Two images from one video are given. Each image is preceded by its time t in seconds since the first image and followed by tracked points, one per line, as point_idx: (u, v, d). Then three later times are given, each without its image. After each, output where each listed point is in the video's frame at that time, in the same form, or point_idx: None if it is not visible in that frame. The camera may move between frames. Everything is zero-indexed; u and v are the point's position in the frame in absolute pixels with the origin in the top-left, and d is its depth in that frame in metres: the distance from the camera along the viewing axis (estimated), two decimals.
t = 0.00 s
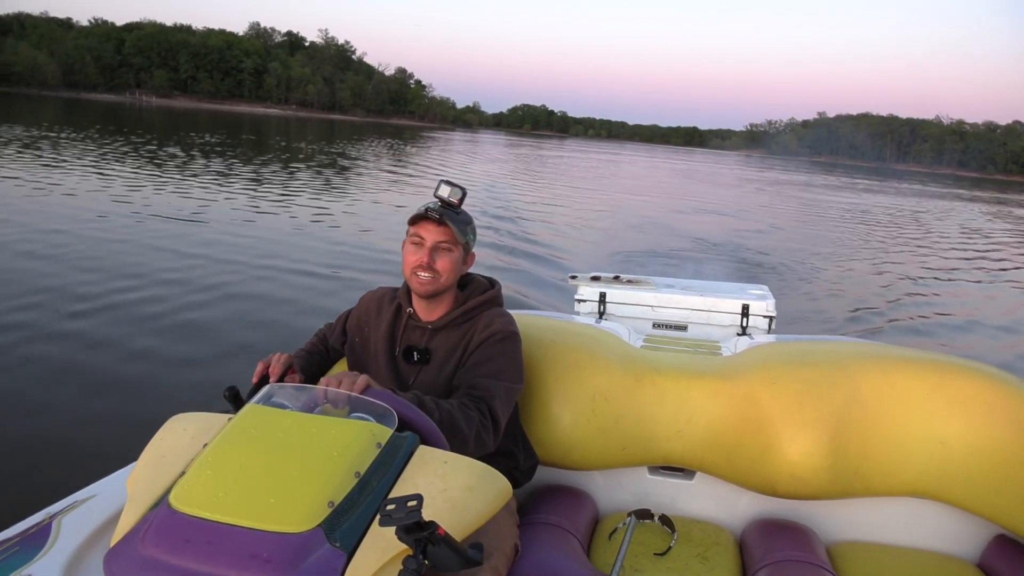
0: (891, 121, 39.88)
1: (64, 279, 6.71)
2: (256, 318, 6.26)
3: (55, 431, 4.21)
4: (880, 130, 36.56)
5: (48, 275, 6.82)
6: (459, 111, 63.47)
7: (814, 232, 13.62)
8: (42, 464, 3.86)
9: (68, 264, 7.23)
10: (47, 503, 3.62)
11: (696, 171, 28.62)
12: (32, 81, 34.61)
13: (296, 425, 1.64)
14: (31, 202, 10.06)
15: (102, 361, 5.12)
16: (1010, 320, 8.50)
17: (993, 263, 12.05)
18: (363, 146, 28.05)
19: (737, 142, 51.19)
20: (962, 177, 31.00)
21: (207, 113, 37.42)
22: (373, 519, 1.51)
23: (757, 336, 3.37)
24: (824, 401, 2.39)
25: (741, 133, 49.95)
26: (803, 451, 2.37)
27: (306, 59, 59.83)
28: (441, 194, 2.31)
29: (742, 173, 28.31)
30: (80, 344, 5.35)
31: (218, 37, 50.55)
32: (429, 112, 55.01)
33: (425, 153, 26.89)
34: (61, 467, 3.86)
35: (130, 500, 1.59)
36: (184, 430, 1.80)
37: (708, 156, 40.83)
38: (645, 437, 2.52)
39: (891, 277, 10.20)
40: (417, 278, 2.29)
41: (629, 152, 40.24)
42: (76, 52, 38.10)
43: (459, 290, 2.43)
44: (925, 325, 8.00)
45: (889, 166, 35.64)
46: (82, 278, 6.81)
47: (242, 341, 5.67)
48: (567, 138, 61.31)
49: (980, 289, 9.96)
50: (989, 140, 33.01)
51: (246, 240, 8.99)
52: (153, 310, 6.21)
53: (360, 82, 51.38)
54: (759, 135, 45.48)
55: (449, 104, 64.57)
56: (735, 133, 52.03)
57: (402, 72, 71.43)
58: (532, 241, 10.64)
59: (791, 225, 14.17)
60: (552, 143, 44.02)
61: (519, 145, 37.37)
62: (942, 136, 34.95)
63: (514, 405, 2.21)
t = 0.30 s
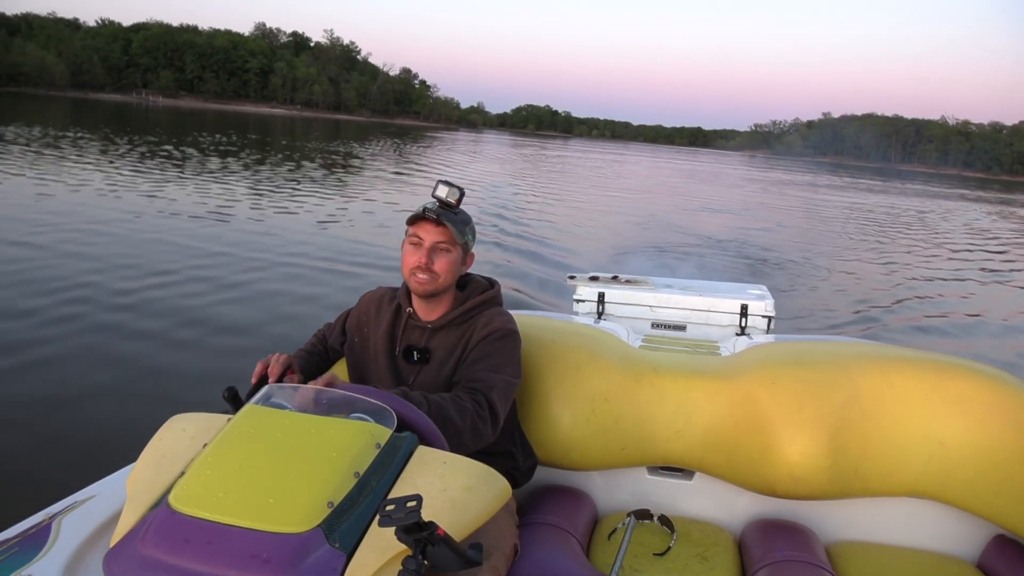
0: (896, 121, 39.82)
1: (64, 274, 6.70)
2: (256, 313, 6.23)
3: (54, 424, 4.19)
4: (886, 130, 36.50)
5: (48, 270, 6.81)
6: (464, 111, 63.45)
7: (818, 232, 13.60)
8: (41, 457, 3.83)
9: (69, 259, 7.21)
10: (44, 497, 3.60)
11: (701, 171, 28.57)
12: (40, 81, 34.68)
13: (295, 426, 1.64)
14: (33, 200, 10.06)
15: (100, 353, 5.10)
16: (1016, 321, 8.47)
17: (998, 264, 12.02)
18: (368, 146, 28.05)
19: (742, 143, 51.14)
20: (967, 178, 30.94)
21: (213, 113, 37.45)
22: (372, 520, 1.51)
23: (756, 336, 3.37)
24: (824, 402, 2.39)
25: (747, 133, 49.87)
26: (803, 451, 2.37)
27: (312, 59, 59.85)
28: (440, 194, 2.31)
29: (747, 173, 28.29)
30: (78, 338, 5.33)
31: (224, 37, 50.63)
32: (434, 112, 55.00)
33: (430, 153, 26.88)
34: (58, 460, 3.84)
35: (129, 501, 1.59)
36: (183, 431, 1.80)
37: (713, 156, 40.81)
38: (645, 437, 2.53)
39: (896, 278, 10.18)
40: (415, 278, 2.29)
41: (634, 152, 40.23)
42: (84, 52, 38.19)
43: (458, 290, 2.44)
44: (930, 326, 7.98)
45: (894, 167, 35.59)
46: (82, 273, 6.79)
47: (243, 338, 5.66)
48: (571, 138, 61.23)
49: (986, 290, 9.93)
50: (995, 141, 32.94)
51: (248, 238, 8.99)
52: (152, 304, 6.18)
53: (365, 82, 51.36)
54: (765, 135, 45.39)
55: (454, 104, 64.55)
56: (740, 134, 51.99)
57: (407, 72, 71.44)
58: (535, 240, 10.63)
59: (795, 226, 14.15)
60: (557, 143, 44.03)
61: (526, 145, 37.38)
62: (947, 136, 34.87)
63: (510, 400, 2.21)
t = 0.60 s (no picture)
0: (904, 122, 39.71)
1: (66, 272, 6.70)
2: (256, 312, 6.20)
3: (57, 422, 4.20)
4: (895, 131, 36.38)
5: (50, 268, 6.81)
6: (471, 111, 63.46)
7: (824, 234, 13.57)
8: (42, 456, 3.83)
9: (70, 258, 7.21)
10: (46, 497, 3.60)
11: (708, 171, 28.54)
12: (50, 81, 34.84)
13: (296, 426, 1.64)
14: (38, 199, 10.09)
15: (99, 353, 5.08)
16: None
17: (1005, 266, 11.96)
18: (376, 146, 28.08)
19: (749, 144, 51.09)
20: (975, 180, 30.84)
21: (222, 113, 37.54)
22: (373, 519, 1.51)
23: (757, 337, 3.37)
24: (824, 402, 2.39)
25: (754, 134, 49.77)
26: (803, 452, 2.37)
27: (320, 59, 59.94)
28: (441, 195, 2.30)
29: (754, 174, 28.26)
30: (77, 335, 5.32)
31: (233, 37, 50.75)
32: (441, 113, 54.99)
33: (438, 153, 26.88)
34: (59, 457, 3.83)
35: (129, 501, 1.58)
36: (183, 430, 1.80)
37: (720, 157, 40.81)
38: (645, 437, 2.52)
39: (903, 280, 10.14)
40: (415, 278, 2.29)
41: (641, 152, 40.26)
42: (94, 52, 38.36)
43: (458, 290, 2.44)
44: (937, 329, 7.94)
45: (902, 168, 35.51)
46: (83, 272, 6.78)
47: (243, 337, 5.65)
48: (578, 139, 61.14)
49: (993, 292, 9.88)
50: (1004, 142, 32.81)
51: (252, 237, 9.00)
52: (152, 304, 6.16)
53: (373, 82, 51.36)
54: (772, 136, 45.32)
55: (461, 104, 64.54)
56: (747, 135, 51.94)
57: (414, 73, 71.49)
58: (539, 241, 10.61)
59: (802, 227, 14.11)
60: (564, 143, 44.08)
61: (533, 146, 37.42)
62: (956, 137, 34.73)
63: (506, 394, 2.20)
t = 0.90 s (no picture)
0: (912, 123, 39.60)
1: (70, 270, 6.71)
2: (256, 316, 6.18)
3: (61, 424, 4.21)
4: (904, 132, 36.25)
5: (52, 271, 6.81)
6: (478, 111, 63.47)
7: (831, 234, 13.55)
8: (47, 459, 3.85)
9: (72, 259, 7.20)
10: (47, 499, 3.59)
11: (716, 172, 28.49)
12: (62, 80, 34.97)
13: (297, 425, 1.63)
14: (45, 197, 10.13)
15: (98, 357, 5.07)
16: None
17: (1013, 268, 11.91)
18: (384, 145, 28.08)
19: (756, 145, 51.03)
20: (984, 182, 30.72)
21: (231, 112, 37.62)
22: (373, 518, 1.51)
23: (757, 336, 3.36)
24: (825, 402, 2.39)
25: (762, 134, 49.66)
26: (803, 451, 2.37)
27: (329, 59, 60.06)
28: (442, 194, 2.30)
29: (761, 174, 28.24)
30: (79, 339, 5.32)
31: (243, 36, 50.89)
32: (448, 113, 55.03)
33: (447, 153, 26.85)
34: (62, 463, 3.84)
35: (129, 500, 1.58)
36: (183, 430, 1.80)
37: (727, 158, 40.79)
38: (645, 437, 2.52)
39: (910, 281, 10.11)
40: (415, 277, 2.29)
41: (649, 152, 40.27)
42: (105, 51, 38.50)
43: (458, 289, 2.44)
44: (944, 331, 7.90)
45: (910, 168, 35.40)
46: (85, 273, 6.77)
47: (246, 339, 5.65)
48: (585, 139, 61.10)
49: (1002, 295, 9.84)
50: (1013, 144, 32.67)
51: (257, 237, 9.01)
52: (152, 307, 6.15)
53: (380, 81, 51.40)
54: (781, 136, 45.21)
55: (468, 103, 64.48)
56: (754, 135, 51.87)
57: (422, 73, 71.55)
58: (544, 241, 10.59)
59: (808, 228, 14.07)
60: (573, 143, 44.10)
61: (541, 146, 37.47)
62: (965, 138, 34.58)
63: (507, 391, 2.20)
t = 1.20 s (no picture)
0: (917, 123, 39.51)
1: (74, 272, 6.72)
2: (259, 316, 6.18)
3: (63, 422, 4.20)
4: (909, 132, 36.14)
5: (54, 272, 6.81)
6: (482, 112, 63.46)
7: (836, 234, 13.52)
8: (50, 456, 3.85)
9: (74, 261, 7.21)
10: (50, 497, 3.59)
11: (720, 172, 28.49)
12: (69, 80, 35.03)
13: (298, 425, 1.63)
14: (50, 198, 10.15)
15: (100, 359, 5.07)
16: None
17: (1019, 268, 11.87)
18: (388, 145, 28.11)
19: (761, 145, 50.99)
20: (990, 182, 30.63)
21: (237, 112, 37.64)
22: (374, 519, 1.52)
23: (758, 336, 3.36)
24: (825, 402, 2.39)
25: (767, 134, 49.61)
26: (804, 451, 2.37)
27: (334, 59, 60.11)
28: (439, 193, 2.29)
29: (766, 174, 28.21)
30: (82, 340, 5.32)
31: (248, 36, 50.93)
32: (453, 113, 55.03)
33: (452, 153, 26.86)
34: (65, 463, 3.83)
35: (131, 501, 1.59)
36: (185, 430, 1.80)
37: (732, 158, 40.78)
38: (646, 437, 2.52)
39: (915, 281, 10.07)
40: (414, 277, 2.29)
41: (654, 152, 40.28)
42: (112, 52, 38.56)
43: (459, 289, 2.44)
44: (950, 331, 7.88)
45: (915, 168, 35.33)
46: (87, 275, 6.78)
47: (248, 339, 5.65)
48: (590, 139, 61.09)
49: (1008, 295, 9.80)
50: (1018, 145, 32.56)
51: (260, 237, 9.02)
52: (154, 308, 6.15)
53: (385, 82, 51.42)
54: (785, 137, 45.17)
55: (472, 103, 64.48)
56: (758, 136, 51.83)
57: (426, 74, 71.59)
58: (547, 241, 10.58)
59: (813, 228, 14.05)
60: (578, 143, 44.10)
61: (546, 146, 37.50)
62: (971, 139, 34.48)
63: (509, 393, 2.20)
